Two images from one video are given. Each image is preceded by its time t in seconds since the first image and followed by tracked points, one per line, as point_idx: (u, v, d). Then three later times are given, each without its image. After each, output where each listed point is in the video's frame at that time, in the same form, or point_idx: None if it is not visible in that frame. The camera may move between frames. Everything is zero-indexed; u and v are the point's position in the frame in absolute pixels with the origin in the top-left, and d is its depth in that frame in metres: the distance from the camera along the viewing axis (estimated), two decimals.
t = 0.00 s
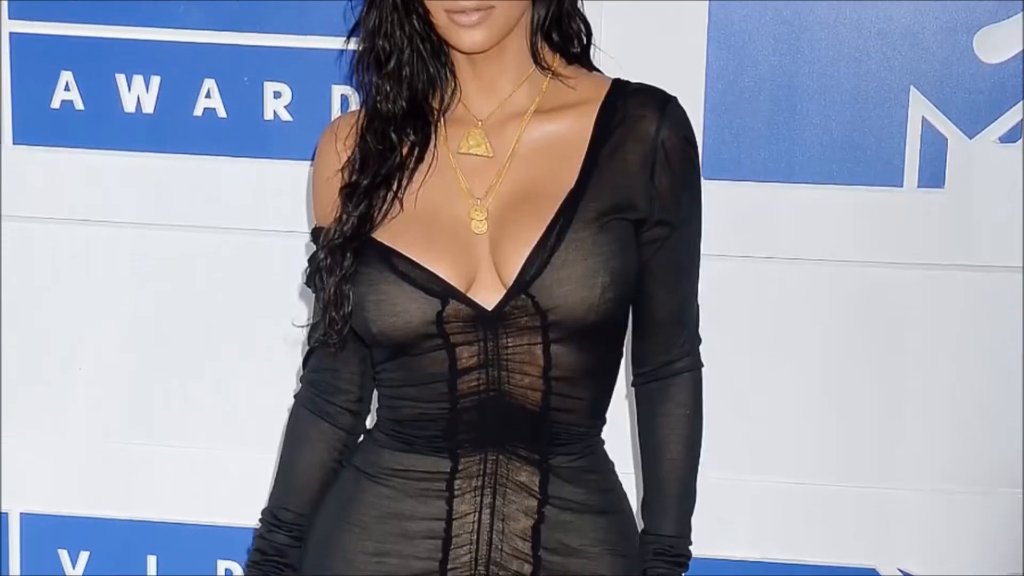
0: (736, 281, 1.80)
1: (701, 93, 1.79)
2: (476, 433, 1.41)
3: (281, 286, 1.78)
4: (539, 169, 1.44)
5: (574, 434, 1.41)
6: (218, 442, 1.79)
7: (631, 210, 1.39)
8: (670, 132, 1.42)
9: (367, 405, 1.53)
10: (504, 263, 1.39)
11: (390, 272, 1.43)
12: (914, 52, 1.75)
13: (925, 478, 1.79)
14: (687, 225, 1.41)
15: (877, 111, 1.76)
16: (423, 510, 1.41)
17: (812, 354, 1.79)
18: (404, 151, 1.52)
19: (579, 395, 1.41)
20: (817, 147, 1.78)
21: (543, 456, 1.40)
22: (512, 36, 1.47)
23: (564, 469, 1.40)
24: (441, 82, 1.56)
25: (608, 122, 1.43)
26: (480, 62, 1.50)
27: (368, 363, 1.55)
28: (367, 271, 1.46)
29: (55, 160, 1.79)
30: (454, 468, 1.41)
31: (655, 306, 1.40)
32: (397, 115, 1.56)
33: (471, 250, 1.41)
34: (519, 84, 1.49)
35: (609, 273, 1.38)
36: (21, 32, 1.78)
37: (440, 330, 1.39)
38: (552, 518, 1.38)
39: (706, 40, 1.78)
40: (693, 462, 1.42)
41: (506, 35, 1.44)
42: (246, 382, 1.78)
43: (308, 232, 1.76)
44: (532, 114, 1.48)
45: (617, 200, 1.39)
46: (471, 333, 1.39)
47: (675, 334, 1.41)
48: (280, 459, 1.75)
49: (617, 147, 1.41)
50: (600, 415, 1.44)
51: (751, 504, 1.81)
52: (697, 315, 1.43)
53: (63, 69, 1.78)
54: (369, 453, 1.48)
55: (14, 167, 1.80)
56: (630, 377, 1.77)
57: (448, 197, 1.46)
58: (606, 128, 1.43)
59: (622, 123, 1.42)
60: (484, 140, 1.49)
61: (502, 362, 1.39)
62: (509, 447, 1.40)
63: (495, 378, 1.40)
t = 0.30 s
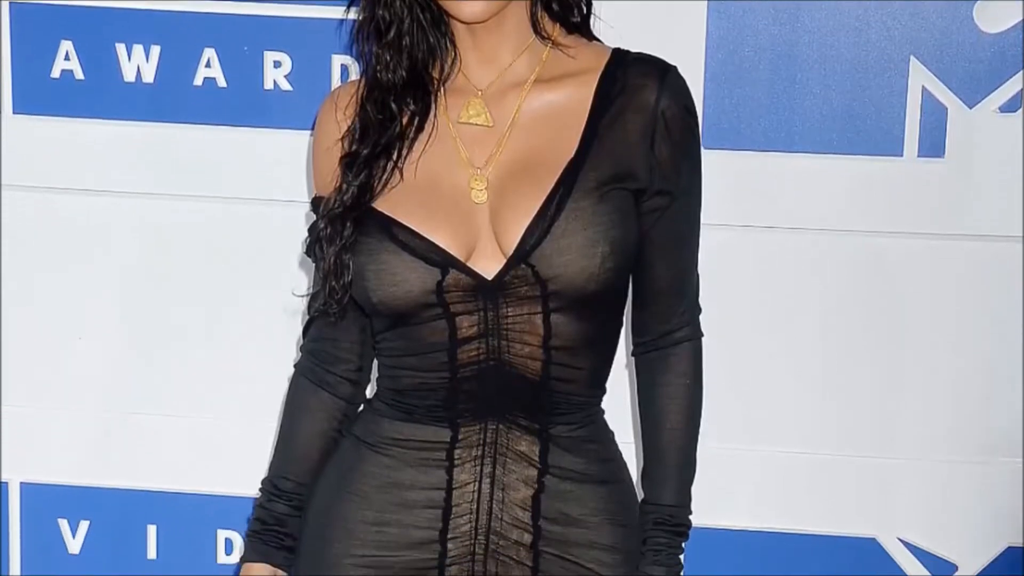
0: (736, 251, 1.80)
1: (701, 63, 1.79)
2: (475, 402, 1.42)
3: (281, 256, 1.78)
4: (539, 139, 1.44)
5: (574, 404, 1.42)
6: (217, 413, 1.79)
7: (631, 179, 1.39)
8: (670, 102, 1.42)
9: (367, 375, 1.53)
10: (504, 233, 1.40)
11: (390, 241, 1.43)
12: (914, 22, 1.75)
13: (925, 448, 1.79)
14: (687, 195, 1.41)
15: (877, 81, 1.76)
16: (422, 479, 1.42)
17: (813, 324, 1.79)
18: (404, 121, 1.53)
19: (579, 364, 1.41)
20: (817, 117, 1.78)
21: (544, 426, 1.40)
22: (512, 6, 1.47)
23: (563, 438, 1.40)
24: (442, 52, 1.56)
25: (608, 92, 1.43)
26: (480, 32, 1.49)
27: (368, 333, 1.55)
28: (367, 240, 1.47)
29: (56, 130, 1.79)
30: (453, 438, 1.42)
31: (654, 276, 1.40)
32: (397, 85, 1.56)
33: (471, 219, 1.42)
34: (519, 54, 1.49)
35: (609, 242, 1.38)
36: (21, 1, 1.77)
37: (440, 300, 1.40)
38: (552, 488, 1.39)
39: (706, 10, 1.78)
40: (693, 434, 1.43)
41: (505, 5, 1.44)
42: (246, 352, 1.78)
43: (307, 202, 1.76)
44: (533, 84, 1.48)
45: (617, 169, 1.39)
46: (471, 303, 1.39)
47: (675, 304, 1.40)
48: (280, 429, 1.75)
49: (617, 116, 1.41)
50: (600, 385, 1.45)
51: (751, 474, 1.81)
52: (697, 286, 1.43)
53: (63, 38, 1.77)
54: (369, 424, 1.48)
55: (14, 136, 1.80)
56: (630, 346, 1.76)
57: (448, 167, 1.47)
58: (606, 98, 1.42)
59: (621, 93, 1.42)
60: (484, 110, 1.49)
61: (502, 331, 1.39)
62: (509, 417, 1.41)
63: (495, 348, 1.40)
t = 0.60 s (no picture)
0: (735, 219, 1.79)
1: (701, 32, 1.79)
2: (476, 372, 1.45)
3: (281, 225, 1.77)
4: (538, 108, 1.46)
5: (574, 371, 1.45)
6: (217, 382, 1.78)
7: (631, 148, 1.41)
8: (670, 72, 1.44)
9: (367, 345, 1.56)
10: (504, 203, 1.42)
11: (390, 211, 1.45)
12: None
13: (926, 418, 1.78)
14: (687, 165, 1.43)
15: (877, 51, 1.76)
16: (423, 450, 1.46)
17: (813, 292, 1.78)
18: (404, 91, 1.54)
19: (579, 333, 1.44)
20: (817, 87, 1.77)
21: (544, 396, 1.44)
22: None
23: (563, 408, 1.44)
24: (442, 22, 1.57)
25: (608, 61, 1.45)
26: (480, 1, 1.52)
27: (368, 303, 1.57)
28: (367, 210, 1.49)
29: (55, 99, 1.79)
30: (454, 408, 1.45)
31: (654, 245, 1.42)
32: (397, 54, 1.56)
33: (470, 188, 1.44)
34: (519, 24, 1.52)
35: (610, 212, 1.40)
36: None
37: (440, 269, 1.42)
38: (552, 458, 1.43)
39: None
40: (693, 404, 1.44)
41: None
42: (246, 322, 1.78)
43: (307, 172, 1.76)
44: (532, 53, 1.49)
45: (616, 139, 1.42)
46: (471, 273, 1.42)
47: (675, 273, 1.42)
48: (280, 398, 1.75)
49: (618, 85, 1.43)
50: (599, 355, 1.47)
51: (751, 444, 1.81)
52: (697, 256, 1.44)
53: (63, 8, 1.76)
54: (370, 393, 1.52)
55: (14, 105, 1.79)
56: (630, 315, 1.76)
57: (448, 137, 1.49)
58: (606, 69, 1.45)
59: (621, 63, 1.44)
60: (484, 79, 1.51)
61: (501, 302, 1.42)
62: (509, 387, 1.44)
63: (495, 318, 1.43)
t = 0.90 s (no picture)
0: (735, 188, 1.79)
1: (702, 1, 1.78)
2: (476, 341, 1.45)
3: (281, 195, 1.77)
4: (538, 78, 1.47)
5: (574, 342, 1.46)
6: (218, 352, 1.79)
7: (631, 118, 1.41)
8: (670, 43, 1.45)
9: (367, 315, 1.57)
10: (503, 172, 1.42)
11: (389, 181, 1.45)
12: None
13: (926, 386, 1.78)
14: (687, 135, 1.43)
15: (877, 21, 1.76)
16: (423, 419, 1.46)
17: (812, 262, 1.78)
18: (404, 60, 1.53)
19: (578, 303, 1.44)
20: (817, 57, 1.77)
21: (543, 364, 1.44)
22: None
23: (563, 378, 1.45)
24: None
25: (607, 30, 1.45)
26: None
27: (367, 272, 1.58)
28: (367, 179, 1.48)
29: (56, 68, 1.79)
30: (454, 377, 1.45)
31: (655, 213, 1.43)
32: (397, 23, 1.55)
33: (471, 157, 1.45)
34: None
35: (609, 181, 1.40)
36: None
37: (440, 239, 1.42)
38: (552, 427, 1.44)
39: None
40: (694, 373, 1.46)
41: None
42: (247, 292, 1.78)
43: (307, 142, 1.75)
44: (532, 23, 1.50)
45: (617, 108, 1.42)
46: (471, 242, 1.42)
47: (675, 242, 1.43)
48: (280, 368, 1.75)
49: (618, 55, 1.44)
50: (599, 325, 1.48)
51: (751, 414, 1.81)
52: (697, 224, 1.46)
53: None
54: (369, 362, 1.53)
55: (14, 75, 1.79)
56: (630, 284, 1.77)
57: (449, 106, 1.49)
58: (606, 38, 1.45)
59: (621, 33, 1.45)
60: (484, 49, 1.51)
61: (501, 271, 1.42)
62: (509, 356, 1.44)
63: (495, 287, 1.43)
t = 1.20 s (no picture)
0: (734, 158, 1.79)
1: None
2: (476, 311, 1.45)
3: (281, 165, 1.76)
4: (539, 48, 1.45)
5: (574, 312, 1.45)
6: (217, 322, 1.78)
7: (631, 87, 1.41)
8: (670, 12, 1.44)
9: (368, 284, 1.58)
10: (503, 142, 1.42)
11: (389, 150, 1.45)
12: None
13: (926, 355, 1.78)
14: (686, 105, 1.44)
15: None
16: (423, 388, 1.46)
17: (812, 230, 1.78)
18: (404, 30, 1.52)
19: (578, 273, 1.44)
20: (817, 27, 1.76)
21: (544, 334, 1.45)
22: None
23: (563, 347, 1.45)
24: None
25: None
26: None
27: (368, 242, 1.58)
28: (366, 149, 1.48)
29: (53, 37, 1.77)
30: (454, 346, 1.46)
31: (656, 183, 1.43)
32: None
33: (471, 127, 1.44)
34: None
35: (609, 150, 1.40)
36: None
37: (440, 209, 1.42)
38: (552, 396, 1.44)
39: None
40: (694, 344, 1.48)
41: None
42: (246, 261, 1.77)
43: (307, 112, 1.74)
44: None
45: (617, 78, 1.41)
46: (471, 212, 1.42)
47: (676, 212, 1.44)
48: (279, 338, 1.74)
49: (617, 25, 1.43)
50: (599, 294, 1.48)
51: (750, 382, 1.81)
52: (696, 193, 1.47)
53: None
54: (369, 332, 1.52)
55: (12, 43, 1.78)
56: (631, 253, 1.76)
57: (449, 76, 1.48)
58: (607, 6, 1.44)
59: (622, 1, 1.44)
60: (484, 18, 1.49)
61: (502, 241, 1.42)
62: (509, 325, 1.45)
63: (495, 256, 1.43)
